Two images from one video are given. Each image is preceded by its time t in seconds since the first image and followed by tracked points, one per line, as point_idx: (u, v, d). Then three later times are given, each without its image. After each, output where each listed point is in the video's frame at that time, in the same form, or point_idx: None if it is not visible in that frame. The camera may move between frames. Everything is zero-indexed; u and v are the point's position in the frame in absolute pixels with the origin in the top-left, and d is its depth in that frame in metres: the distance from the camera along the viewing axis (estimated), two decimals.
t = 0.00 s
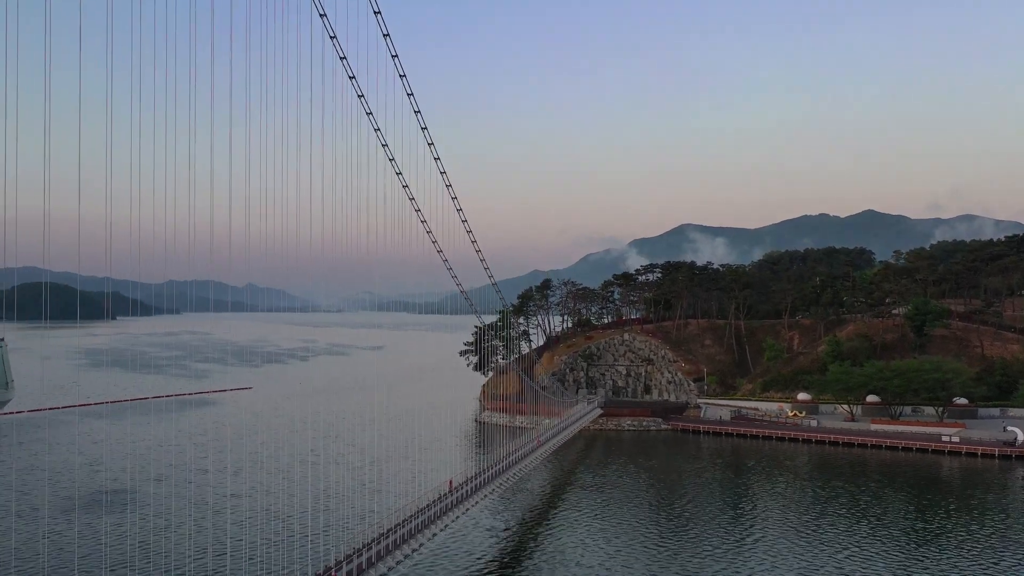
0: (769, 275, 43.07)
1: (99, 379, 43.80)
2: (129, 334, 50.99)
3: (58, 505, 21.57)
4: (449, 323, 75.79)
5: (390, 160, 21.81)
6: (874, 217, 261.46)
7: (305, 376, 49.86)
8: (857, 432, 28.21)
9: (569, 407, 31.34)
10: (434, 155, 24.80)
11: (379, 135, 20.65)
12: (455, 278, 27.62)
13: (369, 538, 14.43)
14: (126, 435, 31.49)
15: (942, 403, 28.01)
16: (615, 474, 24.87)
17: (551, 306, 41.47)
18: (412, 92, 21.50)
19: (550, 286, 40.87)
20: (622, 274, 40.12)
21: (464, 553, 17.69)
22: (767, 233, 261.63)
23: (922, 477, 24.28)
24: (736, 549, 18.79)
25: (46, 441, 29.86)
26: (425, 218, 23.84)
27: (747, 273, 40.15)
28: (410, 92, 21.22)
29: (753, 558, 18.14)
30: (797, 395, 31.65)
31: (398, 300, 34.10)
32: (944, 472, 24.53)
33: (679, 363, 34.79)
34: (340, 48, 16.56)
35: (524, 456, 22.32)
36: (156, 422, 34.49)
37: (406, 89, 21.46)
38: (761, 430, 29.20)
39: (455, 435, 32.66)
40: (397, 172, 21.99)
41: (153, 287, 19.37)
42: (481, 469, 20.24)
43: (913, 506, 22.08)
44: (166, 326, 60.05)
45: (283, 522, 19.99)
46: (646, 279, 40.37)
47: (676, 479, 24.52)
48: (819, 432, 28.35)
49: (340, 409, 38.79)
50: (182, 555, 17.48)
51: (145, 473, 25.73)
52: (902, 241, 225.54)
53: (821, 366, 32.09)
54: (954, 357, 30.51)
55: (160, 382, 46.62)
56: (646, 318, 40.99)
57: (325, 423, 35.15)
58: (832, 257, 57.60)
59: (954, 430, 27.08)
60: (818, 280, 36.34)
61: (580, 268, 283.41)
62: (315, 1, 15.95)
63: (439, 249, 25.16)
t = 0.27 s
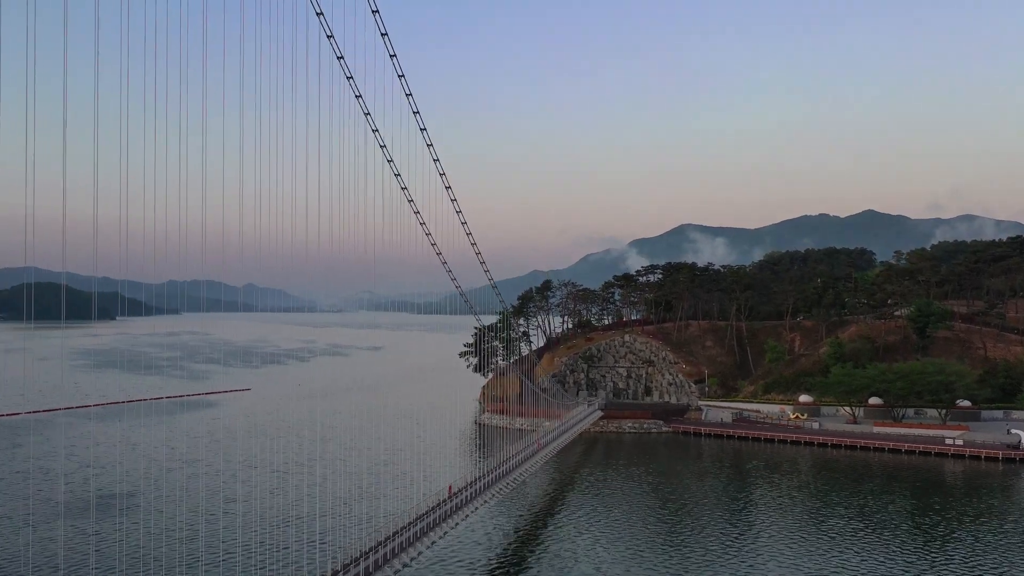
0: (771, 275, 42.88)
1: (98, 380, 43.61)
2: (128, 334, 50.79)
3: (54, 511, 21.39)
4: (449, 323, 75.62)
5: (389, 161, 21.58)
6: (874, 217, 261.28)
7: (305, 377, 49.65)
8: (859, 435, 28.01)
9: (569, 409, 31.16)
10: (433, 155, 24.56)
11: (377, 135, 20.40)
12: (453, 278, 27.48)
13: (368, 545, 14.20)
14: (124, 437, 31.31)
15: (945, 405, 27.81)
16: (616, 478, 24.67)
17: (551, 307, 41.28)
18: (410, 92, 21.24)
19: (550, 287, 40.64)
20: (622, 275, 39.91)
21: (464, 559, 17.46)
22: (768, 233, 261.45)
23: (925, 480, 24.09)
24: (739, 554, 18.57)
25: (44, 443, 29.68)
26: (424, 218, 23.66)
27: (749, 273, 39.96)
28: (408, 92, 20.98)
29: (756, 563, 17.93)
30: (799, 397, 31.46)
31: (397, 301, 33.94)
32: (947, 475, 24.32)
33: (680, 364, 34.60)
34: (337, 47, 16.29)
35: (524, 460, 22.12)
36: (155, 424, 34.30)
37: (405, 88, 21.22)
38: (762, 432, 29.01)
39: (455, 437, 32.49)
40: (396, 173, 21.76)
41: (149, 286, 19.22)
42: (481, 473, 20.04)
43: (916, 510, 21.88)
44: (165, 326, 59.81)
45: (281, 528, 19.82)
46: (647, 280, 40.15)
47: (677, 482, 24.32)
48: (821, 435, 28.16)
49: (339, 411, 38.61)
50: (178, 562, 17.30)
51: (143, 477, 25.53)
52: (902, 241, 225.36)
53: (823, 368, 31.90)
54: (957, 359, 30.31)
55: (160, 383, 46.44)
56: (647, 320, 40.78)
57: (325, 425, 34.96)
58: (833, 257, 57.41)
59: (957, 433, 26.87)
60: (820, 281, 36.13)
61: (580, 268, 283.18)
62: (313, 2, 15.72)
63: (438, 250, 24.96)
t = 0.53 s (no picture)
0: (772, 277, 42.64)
1: (96, 381, 43.36)
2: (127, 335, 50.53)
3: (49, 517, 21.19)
4: (449, 323, 75.38)
5: (387, 162, 21.25)
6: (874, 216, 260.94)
7: (304, 378, 49.38)
8: (861, 437, 27.80)
9: (570, 412, 30.92)
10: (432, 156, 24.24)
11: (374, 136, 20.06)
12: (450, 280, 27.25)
13: (367, 553, 13.94)
14: (121, 440, 31.09)
15: (949, 408, 27.58)
16: (616, 481, 24.46)
17: (551, 309, 41.03)
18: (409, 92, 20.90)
19: (551, 288, 40.30)
20: (623, 276, 39.65)
21: (465, 566, 17.21)
22: (768, 233, 261.22)
23: (928, 484, 23.86)
24: (743, 559, 18.33)
25: (41, 447, 29.46)
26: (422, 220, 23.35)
27: (750, 275, 39.73)
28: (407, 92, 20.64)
29: (760, 569, 17.68)
30: (801, 400, 31.23)
31: (397, 301, 33.78)
32: (951, 479, 24.09)
33: (681, 366, 34.37)
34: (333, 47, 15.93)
35: (525, 464, 21.87)
36: (153, 426, 34.08)
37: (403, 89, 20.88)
38: (764, 435, 28.79)
39: (454, 440, 32.26)
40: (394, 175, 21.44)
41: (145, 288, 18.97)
42: (482, 478, 19.82)
43: (920, 513, 21.67)
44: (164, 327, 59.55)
45: (279, 534, 19.60)
46: (648, 281, 39.84)
47: (678, 486, 24.12)
48: (823, 438, 27.93)
49: (338, 413, 38.38)
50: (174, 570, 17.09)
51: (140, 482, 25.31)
52: (903, 241, 225.15)
53: (825, 370, 31.66)
54: (960, 361, 30.07)
55: (158, 384, 46.19)
56: (648, 321, 40.53)
57: (323, 427, 34.74)
58: (833, 258, 57.18)
59: (960, 436, 26.65)
60: (822, 282, 35.88)
61: (580, 268, 282.93)
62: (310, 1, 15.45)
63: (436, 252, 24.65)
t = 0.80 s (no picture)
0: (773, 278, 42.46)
1: (95, 382, 43.19)
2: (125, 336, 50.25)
3: (46, 524, 20.99)
4: (449, 323, 75.18)
5: (385, 164, 20.98)
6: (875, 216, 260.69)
7: (303, 380, 49.21)
8: (864, 440, 27.61)
9: (570, 414, 30.72)
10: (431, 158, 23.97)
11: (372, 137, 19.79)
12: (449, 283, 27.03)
13: (367, 559, 13.74)
14: (120, 443, 30.94)
15: (952, 411, 27.39)
16: (616, 485, 24.29)
17: (552, 310, 40.82)
18: (407, 93, 20.62)
19: (550, 290, 39.97)
20: (623, 278, 39.41)
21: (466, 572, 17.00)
22: (768, 233, 261.03)
23: (932, 488, 23.67)
24: (746, 564, 18.13)
25: (38, 451, 29.25)
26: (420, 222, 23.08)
27: (751, 276, 39.52)
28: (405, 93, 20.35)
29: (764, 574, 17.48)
30: (803, 402, 31.05)
31: (395, 302, 33.52)
32: (954, 482, 23.90)
33: (682, 369, 34.17)
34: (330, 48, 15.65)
35: (525, 468, 21.67)
36: (151, 429, 33.92)
37: (401, 89, 20.58)
38: (766, 438, 28.60)
39: (454, 442, 32.09)
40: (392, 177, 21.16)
41: (140, 292, 18.74)
42: (482, 482, 19.64)
43: (923, 517, 21.51)
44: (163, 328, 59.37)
45: (277, 540, 19.44)
46: (648, 282, 39.60)
47: (678, 490, 23.96)
48: (825, 441, 27.74)
49: (338, 416, 38.23)
50: None
51: (138, 487, 25.11)
52: (903, 241, 224.95)
53: (827, 372, 31.47)
54: (963, 363, 29.87)
55: (156, 386, 45.93)
56: (649, 322, 40.31)
57: (323, 430, 34.57)
58: (834, 258, 56.99)
59: (963, 439, 26.46)
60: (823, 283, 35.67)
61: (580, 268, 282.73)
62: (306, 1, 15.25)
63: (435, 254, 24.40)
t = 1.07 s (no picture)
0: (775, 279, 42.28)
1: (94, 384, 42.98)
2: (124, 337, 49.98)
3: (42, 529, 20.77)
4: (449, 324, 75.00)
5: (384, 166, 20.72)
6: (875, 216, 260.52)
7: (303, 381, 49.04)
8: (866, 443, 27.45)
9: (571, 417, 30.52)
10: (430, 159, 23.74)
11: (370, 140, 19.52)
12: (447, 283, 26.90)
13: (367, 567, 13.53)
14: (118, 446, 30.75)
15: (955, 413, 27.20)
16: (617, 488, 24.12)
17: (552, 311, 40.59)
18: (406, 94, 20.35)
19: (550, 291, 39.65)
20: (624, 279, 39.18)
21: None
22: (768, 233, 260.82)
23: (935, 490, 23.49)
24: (749, 568, 17.92)
25: (36, 454, 29.01)
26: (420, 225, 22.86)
27: (753, 277, 39.35)
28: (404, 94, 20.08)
29: None
30: (805, 404, 30.87)
31: (393, 303, 33.39)
32: (958, 485, 23.69)
33: (684, 370, 33.96)
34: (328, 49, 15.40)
35: (525, 472, 21.47)
36: (150, 431, 33.75)
37: (400, 90, 20.30)
38: (768, 440, 28.41)
39: (454, 444, 31.93)
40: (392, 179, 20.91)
41: (137, 296, 18.54)
42: (483, 486, 19.46)
43: (927, 520, 21.32)
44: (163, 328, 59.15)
45: (275, 546, 19.27)
46: (649, 283, 39.37)
47: (679, 493, 23.78)
48: (828, 443, 27.55)
49: (339, 418, 38.07)
50: None
51: (136, 491, 24.90)
52: (903, 241, 224.77)
53: (830, 373, 31.30)
54: (966, 365, 29.68)
55: (156, 387, 45.68)
56: (649, 324, 40.10)
57: (323, 432, 34.38)
58: (835, 259, 56.83)
59: (967, 441, 26.26)
60: (825, 285, 35.51)
61: (580, 268, 282.53)
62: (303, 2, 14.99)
63: (434, 257, 24.18)
